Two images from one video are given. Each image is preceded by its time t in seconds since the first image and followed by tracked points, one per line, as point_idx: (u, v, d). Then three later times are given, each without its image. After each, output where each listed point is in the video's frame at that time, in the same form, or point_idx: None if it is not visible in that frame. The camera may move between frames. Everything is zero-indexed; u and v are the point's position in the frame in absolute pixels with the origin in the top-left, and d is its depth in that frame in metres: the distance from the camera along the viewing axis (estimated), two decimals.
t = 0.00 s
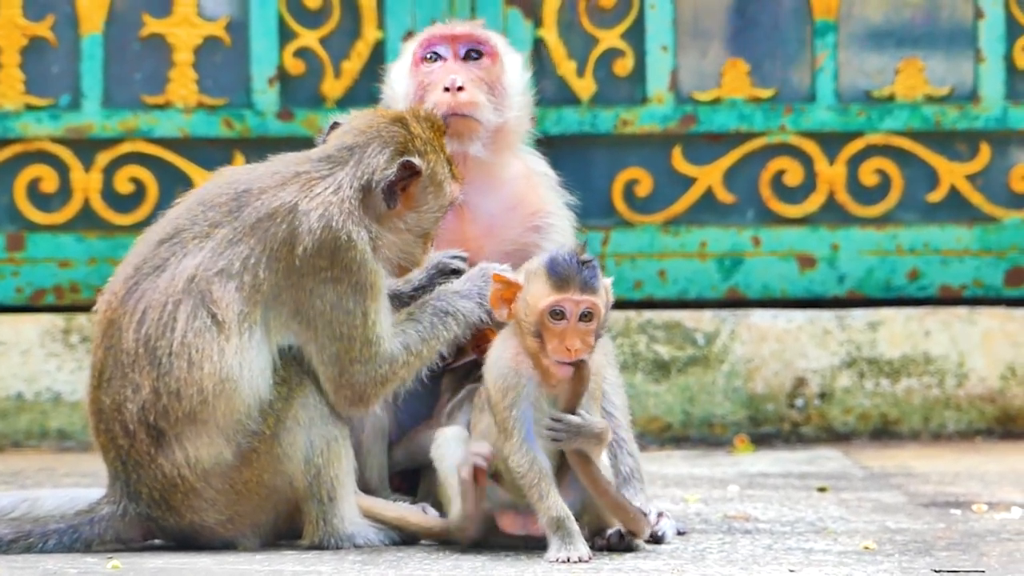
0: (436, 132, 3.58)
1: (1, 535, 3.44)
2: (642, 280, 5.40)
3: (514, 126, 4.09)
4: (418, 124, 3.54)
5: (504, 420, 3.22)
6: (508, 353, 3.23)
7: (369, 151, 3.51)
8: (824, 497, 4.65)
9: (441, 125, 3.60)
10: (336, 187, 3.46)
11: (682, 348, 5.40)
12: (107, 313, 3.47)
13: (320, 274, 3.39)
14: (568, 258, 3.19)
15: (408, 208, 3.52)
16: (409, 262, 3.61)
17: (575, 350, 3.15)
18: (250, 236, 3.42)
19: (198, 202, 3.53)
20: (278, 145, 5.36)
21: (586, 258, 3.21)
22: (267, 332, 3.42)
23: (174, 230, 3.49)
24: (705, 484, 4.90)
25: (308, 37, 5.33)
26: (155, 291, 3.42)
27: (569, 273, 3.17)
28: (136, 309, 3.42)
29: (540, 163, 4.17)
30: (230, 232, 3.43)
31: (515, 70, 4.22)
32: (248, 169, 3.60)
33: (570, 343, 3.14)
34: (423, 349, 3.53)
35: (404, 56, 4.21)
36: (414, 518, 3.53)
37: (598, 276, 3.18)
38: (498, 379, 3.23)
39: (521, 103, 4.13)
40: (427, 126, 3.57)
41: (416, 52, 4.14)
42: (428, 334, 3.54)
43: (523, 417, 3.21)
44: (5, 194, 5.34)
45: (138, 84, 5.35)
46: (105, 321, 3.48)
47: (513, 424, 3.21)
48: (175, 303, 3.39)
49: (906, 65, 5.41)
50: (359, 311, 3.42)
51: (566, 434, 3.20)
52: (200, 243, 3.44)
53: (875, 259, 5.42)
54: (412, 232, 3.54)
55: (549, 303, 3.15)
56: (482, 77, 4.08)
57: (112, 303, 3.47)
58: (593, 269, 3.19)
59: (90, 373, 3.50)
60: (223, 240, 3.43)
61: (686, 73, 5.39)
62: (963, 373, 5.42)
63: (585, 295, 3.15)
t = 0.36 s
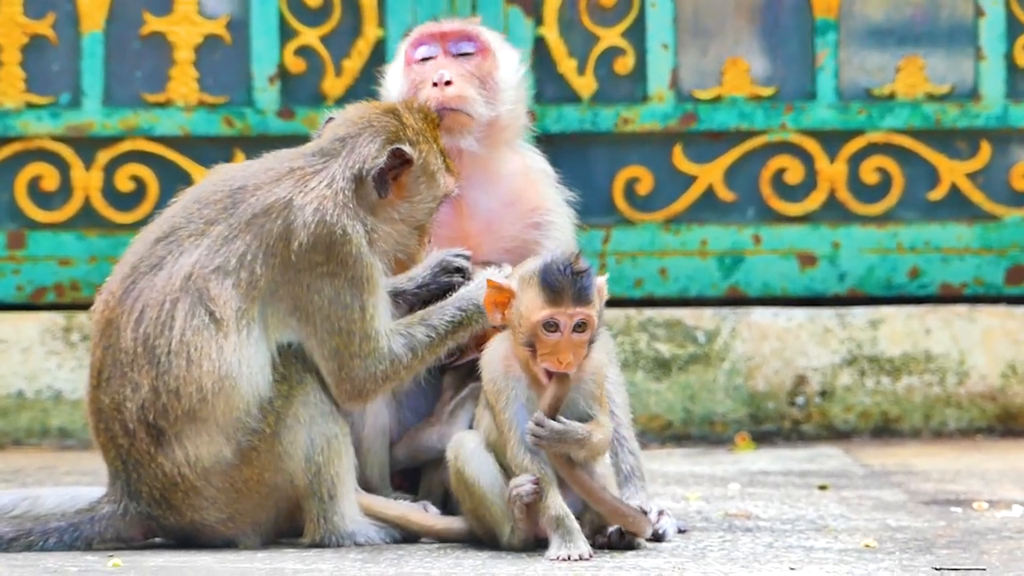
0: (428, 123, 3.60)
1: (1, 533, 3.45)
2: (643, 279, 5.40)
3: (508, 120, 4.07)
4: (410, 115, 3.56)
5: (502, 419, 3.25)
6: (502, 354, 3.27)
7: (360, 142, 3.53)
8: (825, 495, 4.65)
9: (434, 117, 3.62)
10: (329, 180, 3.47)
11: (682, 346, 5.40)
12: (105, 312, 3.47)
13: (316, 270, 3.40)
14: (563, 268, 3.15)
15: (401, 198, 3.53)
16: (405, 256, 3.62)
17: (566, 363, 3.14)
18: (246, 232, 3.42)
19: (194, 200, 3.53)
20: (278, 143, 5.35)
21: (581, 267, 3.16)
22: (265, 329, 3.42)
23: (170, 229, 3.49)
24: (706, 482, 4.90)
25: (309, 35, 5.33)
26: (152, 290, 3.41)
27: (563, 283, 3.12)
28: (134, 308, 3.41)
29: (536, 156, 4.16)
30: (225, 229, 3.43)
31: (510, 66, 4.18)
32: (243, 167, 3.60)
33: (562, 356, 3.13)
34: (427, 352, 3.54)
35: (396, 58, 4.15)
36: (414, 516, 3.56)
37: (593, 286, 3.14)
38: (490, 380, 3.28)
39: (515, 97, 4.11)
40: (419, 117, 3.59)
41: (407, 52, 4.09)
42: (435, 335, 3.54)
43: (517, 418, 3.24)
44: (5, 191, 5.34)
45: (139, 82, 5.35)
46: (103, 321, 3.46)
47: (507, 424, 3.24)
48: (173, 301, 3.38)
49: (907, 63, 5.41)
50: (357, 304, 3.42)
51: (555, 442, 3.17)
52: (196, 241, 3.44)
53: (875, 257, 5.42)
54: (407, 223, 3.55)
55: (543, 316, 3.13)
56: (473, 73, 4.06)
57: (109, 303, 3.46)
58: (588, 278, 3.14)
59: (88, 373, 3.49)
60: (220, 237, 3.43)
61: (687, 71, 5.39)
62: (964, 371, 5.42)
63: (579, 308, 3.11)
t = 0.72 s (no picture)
0: (440, 120, 3.59)
1: (16, 532, 3.46)
2: (656, 277, 5.40)
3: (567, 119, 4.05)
4: (423, 112, 3.55)
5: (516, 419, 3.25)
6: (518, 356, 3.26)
7: (373, 139, 3.51)
8: (839, 492, 4.65)
9: (446, 114, 3.61)
10: (343, 179, 3.44)
11: (696, 344, 5.39)
12: (119, 312, 3.47)
13: (329, 268, 3.37)
14: (576, 271, 3.16)
15: (414, 194, 3.50)
16: (419, 254, 3.59)
17: (584, 365, 3.13)
18: (259, 231, 3.41)
19: (208, 200, 3.53)
20: (292, 141, 5.36)
21: (593, 270, 3.17)
22: (278, 327, 3.40)
23: (183, 228, 3.49)
24: (720, 480, 4.90)
25: (322, 34, 5.34)
26: (166, 290, 3.41)
27: (577, 286, 3.14)
28: (147, 307, 3.41)
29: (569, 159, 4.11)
30: (238, 227, 3.43)
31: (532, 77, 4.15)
32: (257, 166, 3.61)
33: (579, 358, 3.13)
34: (437, 350, 3.52)
35: (463, 33, 4.01)
36: (427, 514, 3.55)
37: (607, 287, 3.15)
38: (506, 380, 3.27)
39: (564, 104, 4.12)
40: (431, 114, 3.58)
41: (490, 28, 3.99)
42: (447, 335, 3.52)
43: (533, 418, 3.24)
44: (19, 190, 5.35)
45: (152, 80, 5.35)
46: (117, 320, 3.47)
47: (524, 424, 3.24)
48: (186, 300, 3.38)
49: (919, 60, 5.41)
50: (369, 304, 3.39)
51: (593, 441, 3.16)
52: (208, 240, 3.43)
53: (889, 255, 5.41)
54: (420, 220, 3.53)
55: (558, 319, 3.13)
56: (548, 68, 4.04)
57: (123, 302, 3.46)
58: (602, 280, 3.15)
59: (103, 372, 3.50)
60: (232, 236, 3.42)
61: (700, 69, 5.40)
62: (978, 368, 5.41)
63: (593, 309, 3.12)
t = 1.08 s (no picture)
0: (443, 119, 3.52)
1: (21, 535, 3.45)
2: (661, 279, 5.40)
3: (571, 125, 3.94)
4: (427, 111, 3.48)
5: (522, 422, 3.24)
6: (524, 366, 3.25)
7: (378, 141, 3.44)
8: (844, 495, 4.65)
9: (448, 113, 3.54)
10: (348, 182, 3.39)
11: (701, 347, 5.39)
12: (124, 315, 3.44)
13: (339, 272, 3.35)
14: (579, 273, 3.18)
15: (420, 195, 3.44)
16: (426, 254, 3.50)
17: (609, 363, 3.16)
18: (265, 236, 3.38)
19: (213, 202, 3.49)
20: (298, 144, 5.36)
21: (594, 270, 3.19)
22: (286, 331, 3.39)
23: (190, 231, 3.45)
24: (725, 483, 4.90)
25: (327, 36, 5.33)
26: (173, 293, 3.37)
27: (587, 290, 3.16)
28: (154, 310, 3.38)
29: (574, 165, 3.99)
30: (246, 231, 3.39)
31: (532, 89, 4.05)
32: (261, 167, 3.55)
33: (605, 356, 3.15)
34: (460, 333, 3.47)
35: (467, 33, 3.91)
36: (431, 518, 3.54)
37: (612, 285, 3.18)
38: (512, 390, 3.26)
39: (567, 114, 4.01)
40: (434, 113, 3.50)
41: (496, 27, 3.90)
42: (467, 316, 3.47)
43: (540, 425, 3.23)
44: (24, 193, 5.35)
45: (157, 83, 5.35)
46: (122, 322, 3.44)
47: (530, 432, 3.23)
48: (194, 303, 3.35)
49: (925, 63, 5.41)
50: (382, 305, 3.37)
51: (622, 432, 3.14)
52: (216, 244, 3.39)
53: (894, 258, 5.42)
54: (427, 220, 3.46)
55: (576, 326, 3.15)
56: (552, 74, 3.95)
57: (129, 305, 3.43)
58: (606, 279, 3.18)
59: (108, 373, 3.47)
60: (239, 239, 3.38)
61: (705, 71, 5.39)
62: (983, 371, 5.42)
63: (608, 309, 3.15)
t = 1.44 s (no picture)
0: (450, 120, 3.51)
1: (27, 539, 3.44)
2: (667, 283, 5.40)
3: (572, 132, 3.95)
4: (434, 114, 3.47)
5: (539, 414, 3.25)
6: (547, 359, 3.28)
7: (386, 143, 3.42)
8: (850, 499, 4.64)
9: (456, 115, 3.54)
10: (356, 186, 3.37)
11: (707, 351, 5.39)
12: (132, 319, 3.42)
13: (346, 275, 3.32)
14: (602, 260, 3.29)
15: (427, 197, 3.42)
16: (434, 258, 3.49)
17: (636, 344, 3.24)
18: (275, 240, 3.35)
19: (222, 206, 3.46)
20: (304, 148, 5.36)
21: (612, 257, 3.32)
22: (291, 335, 3.35)
23: (198, 235, 3.42)
24: (731, 486, 4.89)
25: (333, 40, 5.34)
26: (180, 297, 3.35)
27: (614, 273, 3.26)
28: (161, 314, 3.36)
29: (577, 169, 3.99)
30: (255, 236, 3.36)
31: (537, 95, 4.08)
32: (269, 171, 3.52)
33: (634, 338, 3.23)
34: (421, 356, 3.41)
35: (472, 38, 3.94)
36: (436, 524, 3.52)
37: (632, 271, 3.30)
38: (539, 388, 3.26)
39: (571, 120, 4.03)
40: (441, 115, 3.50)
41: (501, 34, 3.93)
42: (428, 335, 3.42)
43: (562, 421, 3.24)
44: (31, 197, 5.36)
45: (163, 87, 5.35)
46: (129, 326, 3.42)
47: (551, 428, 3.23)
48: (201, 308, 3.32)
49: (931, 66, 5.41)
50: (381, 311, 3.34)
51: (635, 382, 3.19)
52: (224, 248, 3.37)
53: (900, 261, 5.42)
54: (435, 222, 3.44)
55: (608, 307, 3.22)
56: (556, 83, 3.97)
57: (136, 309, 3.41)
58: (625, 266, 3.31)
59: (115, 378, 3.45)
60: (248, 244, 3.36)
61: (711, 75, 5.39)
62: (989, 375, 5.41)
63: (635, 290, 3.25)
